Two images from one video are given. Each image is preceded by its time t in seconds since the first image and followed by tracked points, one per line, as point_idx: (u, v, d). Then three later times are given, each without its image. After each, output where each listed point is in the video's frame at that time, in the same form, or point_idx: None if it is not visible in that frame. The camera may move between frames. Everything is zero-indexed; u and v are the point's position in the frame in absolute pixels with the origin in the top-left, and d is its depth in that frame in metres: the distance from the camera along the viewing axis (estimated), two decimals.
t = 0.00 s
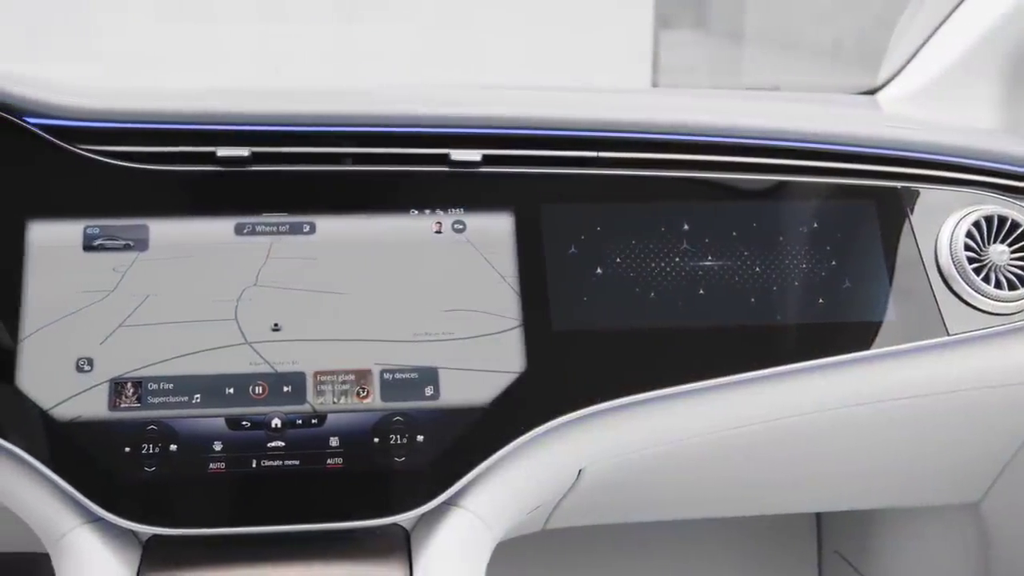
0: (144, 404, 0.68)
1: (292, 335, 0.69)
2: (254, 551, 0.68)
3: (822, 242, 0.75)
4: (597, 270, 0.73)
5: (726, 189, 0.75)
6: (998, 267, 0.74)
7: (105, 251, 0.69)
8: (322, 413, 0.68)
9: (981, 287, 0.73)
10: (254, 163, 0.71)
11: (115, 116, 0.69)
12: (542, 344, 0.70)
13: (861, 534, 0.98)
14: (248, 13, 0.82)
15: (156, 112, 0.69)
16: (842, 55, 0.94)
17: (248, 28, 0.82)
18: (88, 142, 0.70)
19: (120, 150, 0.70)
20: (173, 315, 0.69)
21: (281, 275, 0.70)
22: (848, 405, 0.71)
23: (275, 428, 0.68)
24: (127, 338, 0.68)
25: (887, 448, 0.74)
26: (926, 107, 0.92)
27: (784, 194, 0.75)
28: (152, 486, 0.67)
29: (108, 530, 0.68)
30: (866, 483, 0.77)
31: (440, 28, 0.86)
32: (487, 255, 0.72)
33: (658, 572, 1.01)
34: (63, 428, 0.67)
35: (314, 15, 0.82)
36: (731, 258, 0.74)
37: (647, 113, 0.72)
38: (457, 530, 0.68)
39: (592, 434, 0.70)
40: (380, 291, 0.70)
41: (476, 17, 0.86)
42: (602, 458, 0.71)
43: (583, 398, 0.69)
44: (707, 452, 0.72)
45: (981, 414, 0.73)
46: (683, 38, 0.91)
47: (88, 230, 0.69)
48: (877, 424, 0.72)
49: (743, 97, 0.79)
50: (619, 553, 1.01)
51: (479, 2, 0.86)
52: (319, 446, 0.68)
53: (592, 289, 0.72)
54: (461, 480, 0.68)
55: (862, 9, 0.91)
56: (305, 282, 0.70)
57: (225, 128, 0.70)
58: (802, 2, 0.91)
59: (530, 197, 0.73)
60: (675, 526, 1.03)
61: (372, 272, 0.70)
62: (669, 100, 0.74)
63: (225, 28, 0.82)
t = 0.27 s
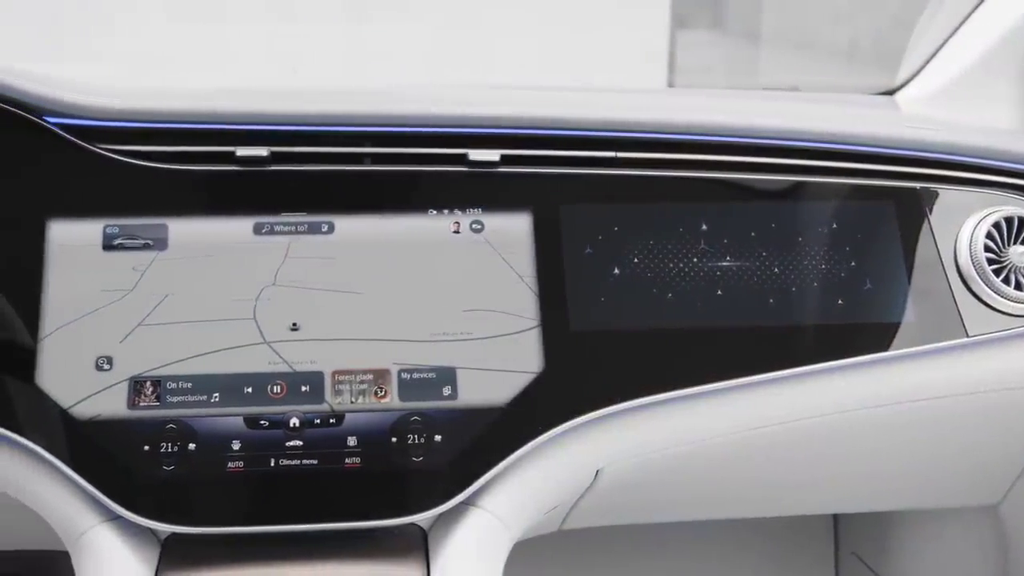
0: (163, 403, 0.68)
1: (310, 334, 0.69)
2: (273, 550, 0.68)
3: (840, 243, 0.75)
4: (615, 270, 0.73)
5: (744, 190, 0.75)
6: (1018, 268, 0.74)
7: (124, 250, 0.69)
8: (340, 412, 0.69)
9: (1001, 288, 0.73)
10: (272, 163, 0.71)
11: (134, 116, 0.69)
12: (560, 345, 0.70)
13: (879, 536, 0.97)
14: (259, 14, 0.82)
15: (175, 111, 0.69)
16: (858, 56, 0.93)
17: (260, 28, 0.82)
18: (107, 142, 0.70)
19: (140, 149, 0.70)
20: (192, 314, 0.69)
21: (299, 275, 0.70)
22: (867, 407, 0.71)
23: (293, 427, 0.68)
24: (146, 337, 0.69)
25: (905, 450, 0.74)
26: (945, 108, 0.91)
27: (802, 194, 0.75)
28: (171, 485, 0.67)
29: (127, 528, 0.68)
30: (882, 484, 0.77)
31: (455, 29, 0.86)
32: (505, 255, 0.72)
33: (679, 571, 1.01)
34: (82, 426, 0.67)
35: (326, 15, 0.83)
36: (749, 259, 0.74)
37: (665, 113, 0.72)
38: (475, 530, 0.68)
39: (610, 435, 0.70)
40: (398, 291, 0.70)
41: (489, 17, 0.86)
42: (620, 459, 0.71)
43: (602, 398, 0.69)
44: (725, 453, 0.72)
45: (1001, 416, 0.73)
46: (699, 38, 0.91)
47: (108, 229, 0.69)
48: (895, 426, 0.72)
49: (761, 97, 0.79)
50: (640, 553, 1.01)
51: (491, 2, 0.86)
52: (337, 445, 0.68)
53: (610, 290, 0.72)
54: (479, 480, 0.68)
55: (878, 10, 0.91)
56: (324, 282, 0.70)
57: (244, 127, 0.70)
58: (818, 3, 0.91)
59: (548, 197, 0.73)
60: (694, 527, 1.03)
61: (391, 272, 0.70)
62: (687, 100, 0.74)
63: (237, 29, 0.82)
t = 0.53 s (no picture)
0: (182, 401, 0.68)
1: (329, 333, 0.69)
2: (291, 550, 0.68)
3: (859, 244, 0.74)
4: (633, 271, 0.73)
5: (763, 190, 0.75)
6: None
7: (143, 249, 0.69)
8: (359, 412, 0.69)
9: (1021, 290, 0.73)
10: (292, 162, 0.71)
11: (154, 115, 0.69)
12: (578, 345, 0.70)
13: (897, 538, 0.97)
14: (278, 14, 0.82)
15: (196, 111, 0.70)
16: (875, 55, 0.94)
17: (279, 28, 0.82)
18: (127, 142, 0.70)
19: (159, 149, 0.70)
20: (212, 314, 0.69)
21: (318, 275, 0.70)
22: (885, 408, 0.71)
23: (312, 426, 0.68)
24: (165, 336, 0.69)
25: (923, 452, 0.74)
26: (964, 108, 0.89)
27: (821, 195, 0.75)
28: (190, 484, 0.67)
29: (146, 527, 0.68)
30: (900, 485, 0.77)
31: (472, 30, 0.86)
32: (523, 255, 0.72)
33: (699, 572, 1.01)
34: (102, 425, 0.67)
35: (345, 15, 0.83)
36: (767, 259, 0.73)
37: (684, 113, 0.72)
38: (493, 530, 0.68)
39: (628, 436, 0.70)
40: (417, 291, 0.70)
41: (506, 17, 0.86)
42: (638, 459, 0.71)
43: (620, 398, 0.69)
44: (743, 454, 0.72)
45: (1020, 418, 0.73)
46: (714, 38, 0.92)
47: (127, 228, 0.70)
48: (914, 427, 0.72)
49: (779, 97, 0.79)
50: (660, 553, 1.01)
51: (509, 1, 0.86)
52: (356, 445, 0.68)
53: (627, 290, 0.72)
54: (497, 480, 0.68)
55: (894, 9, 0.92)
56: (342, 281, 0.70)
57: (264, 127, 0.71)
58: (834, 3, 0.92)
59: (567, 197, 0.73)
60: (712, 528, 1.03)
61: (409, 272, 0.70)
62: (705, 100, 0.74)
63: (256, 29, 0.82)
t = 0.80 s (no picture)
0: (203, 400, 0.68)
1: (350, 333, 0.70)
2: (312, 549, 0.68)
3: (880, 244, 0.74)
4: (654, 271, 0.73)
5: (784, 191, 0.75)
6: None
7: (165, 248, 0.70)
8: (380, 411, 0.69)
9: None
10: (313, 162, 0.71)
11: (178, 115, 0.70)
12: (599, 345, 0.70)
13: (917, 541, 0.97)
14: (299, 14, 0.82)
15: (220, 111, 0.70)
16: (894, 55, 0.93)
17: (299, 29, 0.83)
18: (150, 141, 0.71)
19: (182, 148, 0.71)
20: (233, 312, 0.69)
21: (339, 274, 0.70)
22: (907, 409, 0.71)
23: (333, 425, 0.68)
24: (187, 335, 0.69)
25: (944, 453, 0.73)
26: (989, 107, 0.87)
27: (842, 196, 0.75)
28: (211, 482, 0.67)
29: (167, 525, 0.68)
30: (921, 487, 0.76)
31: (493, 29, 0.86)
32: (544, 255, 0.71)
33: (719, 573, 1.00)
34: (124, 423, 0.67)
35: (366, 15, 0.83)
36: (789, 260, 0.73)
37: (704, 114, 0.72)
38: (514, 530, 0.68)
39: (648, 436, 0.70)
40: (438, 291, 0.70)
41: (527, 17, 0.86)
42: (658, 460, 0.70)
43: (642, 398, 0.69)
44: (763, 455, 0.71)
45: None
46: (733, 38, 0.92)
47: (149, 227, 0.70)
48: (936, 429, 0.72)
49: (799, 97, 0.79)
50: (682, 553, 1.01)
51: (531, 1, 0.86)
52: (376, 444, 0.68)
53: (648, 291, 0.72)
54: (518, 480, 0.68)
55: (915, 9, 0.92)
56: (363, 281, 0.70)
57: (286, 126, 0.71)
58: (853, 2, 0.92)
59: (588, 197, 0.73)
60: (732, 529, 1.03)
61: (430, 272, 0.70)
62: (726, 101, 0.74)
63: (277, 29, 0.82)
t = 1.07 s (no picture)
0: (222, 399, 0.68)
1: (368, 332, 0.70)
2: (330, 548, 0.69)
3: (900, 245, 0.74)
4: (671, 272, 0.73)
5: (802, 191, 0.74)
6: None
7: (184, 248, 0.70)
8: (397, 411, 0.69)
9: None
10: (331, 162, 0.71)
11: (198, 115, 0.70)
12: (617, 346, 0.70)
13: (934, 543, 0.96)
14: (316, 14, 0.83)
15: (239, 111, 0.70)
16: (911, 55, 0.93)
17: (316, 28, 0.83)
18: (169, 141, 0.71)
19: (200, 147, 0.71)
20: (251, 312, 0.69)
21: (357, 274, 0.70)
22: (927, 411, 0.70)
23: (350, 425, 0.68)
24: (205, 334, 0.69)
25: (963, 455, 0.73)
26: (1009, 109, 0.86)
27: (861, 196, 0.75)
28: (229, 481, 0.67)
29: (185, 523, 0.68)
30: (940, 488, 0.76)
31: (507, 28, 0.86)
32: (562, 255, 0.71)
33: (736, 574, 1.00)
34: (144, 421, 0.68)
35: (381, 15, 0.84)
36: (807, 261, 0.73)
37: (722, 114, 0.72)
38: (532, 530, 0.68)
39: (666, 437, 0.70)
40: (456, 291, 0.70)
41: (541, 14, 0.86)
42: (676, 461, 0.70)
43: (660, 399, 0.69)
44: (781, 456, 0.71)
45: None
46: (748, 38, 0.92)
47: (168, 226, 0.70)
48: (955, 431, 0.71)
49: (817, 98, 0.79)
50: (699, 553, 1.01)
51: (545, 1, 0.86)
52: (394, 444, 0.68)
53: (665, 292, 0.72)
54: (535, 480, 0.68)
55: (932, 9, 0.92)
56: (381, 281, 0.70)
57: (305, 126, 0.71)
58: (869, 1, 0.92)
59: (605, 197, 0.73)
60: (749, 530, 1.02)
61: (448, 272, 0.70)
62: (743, 101, 0.74)
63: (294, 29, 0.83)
